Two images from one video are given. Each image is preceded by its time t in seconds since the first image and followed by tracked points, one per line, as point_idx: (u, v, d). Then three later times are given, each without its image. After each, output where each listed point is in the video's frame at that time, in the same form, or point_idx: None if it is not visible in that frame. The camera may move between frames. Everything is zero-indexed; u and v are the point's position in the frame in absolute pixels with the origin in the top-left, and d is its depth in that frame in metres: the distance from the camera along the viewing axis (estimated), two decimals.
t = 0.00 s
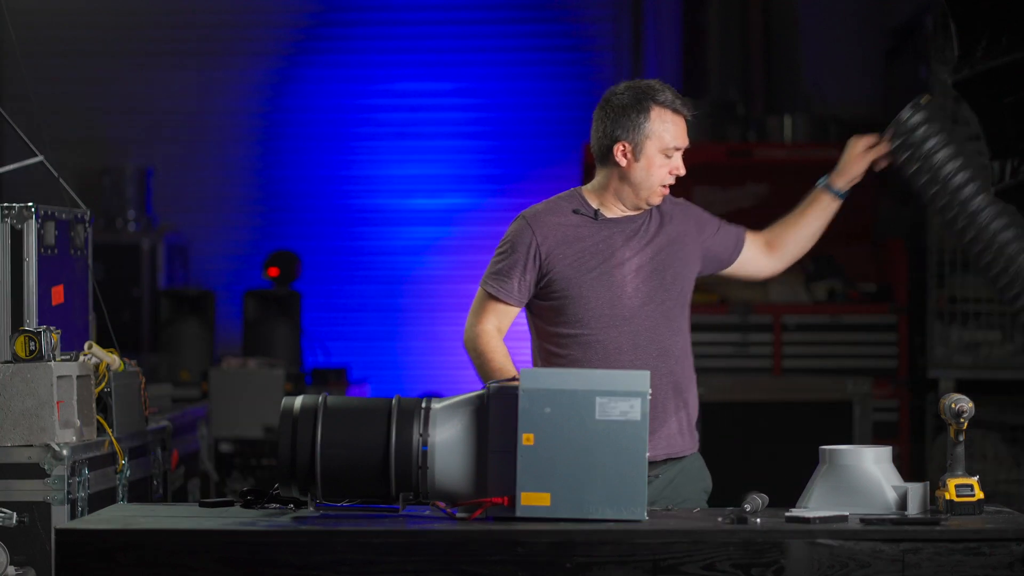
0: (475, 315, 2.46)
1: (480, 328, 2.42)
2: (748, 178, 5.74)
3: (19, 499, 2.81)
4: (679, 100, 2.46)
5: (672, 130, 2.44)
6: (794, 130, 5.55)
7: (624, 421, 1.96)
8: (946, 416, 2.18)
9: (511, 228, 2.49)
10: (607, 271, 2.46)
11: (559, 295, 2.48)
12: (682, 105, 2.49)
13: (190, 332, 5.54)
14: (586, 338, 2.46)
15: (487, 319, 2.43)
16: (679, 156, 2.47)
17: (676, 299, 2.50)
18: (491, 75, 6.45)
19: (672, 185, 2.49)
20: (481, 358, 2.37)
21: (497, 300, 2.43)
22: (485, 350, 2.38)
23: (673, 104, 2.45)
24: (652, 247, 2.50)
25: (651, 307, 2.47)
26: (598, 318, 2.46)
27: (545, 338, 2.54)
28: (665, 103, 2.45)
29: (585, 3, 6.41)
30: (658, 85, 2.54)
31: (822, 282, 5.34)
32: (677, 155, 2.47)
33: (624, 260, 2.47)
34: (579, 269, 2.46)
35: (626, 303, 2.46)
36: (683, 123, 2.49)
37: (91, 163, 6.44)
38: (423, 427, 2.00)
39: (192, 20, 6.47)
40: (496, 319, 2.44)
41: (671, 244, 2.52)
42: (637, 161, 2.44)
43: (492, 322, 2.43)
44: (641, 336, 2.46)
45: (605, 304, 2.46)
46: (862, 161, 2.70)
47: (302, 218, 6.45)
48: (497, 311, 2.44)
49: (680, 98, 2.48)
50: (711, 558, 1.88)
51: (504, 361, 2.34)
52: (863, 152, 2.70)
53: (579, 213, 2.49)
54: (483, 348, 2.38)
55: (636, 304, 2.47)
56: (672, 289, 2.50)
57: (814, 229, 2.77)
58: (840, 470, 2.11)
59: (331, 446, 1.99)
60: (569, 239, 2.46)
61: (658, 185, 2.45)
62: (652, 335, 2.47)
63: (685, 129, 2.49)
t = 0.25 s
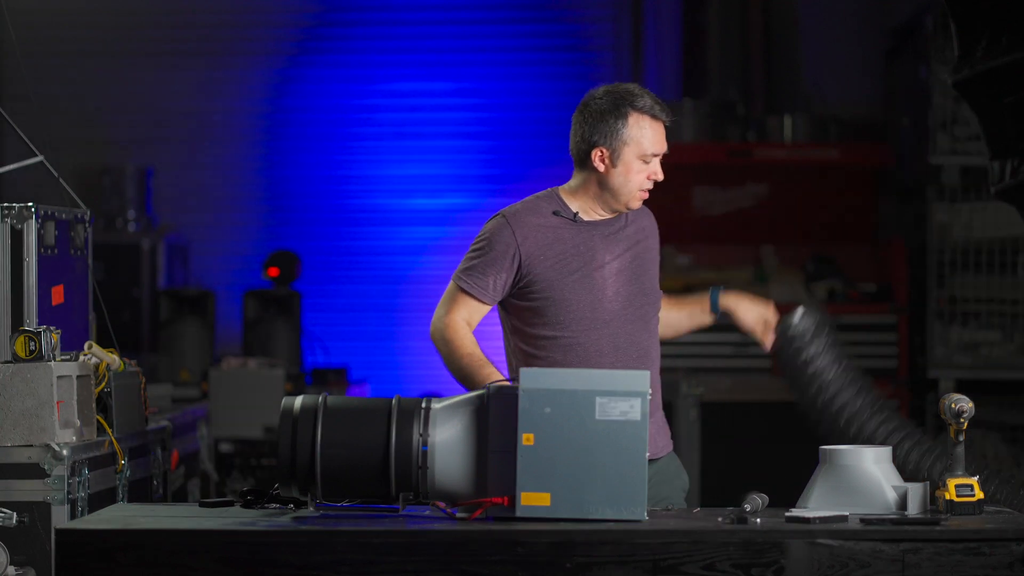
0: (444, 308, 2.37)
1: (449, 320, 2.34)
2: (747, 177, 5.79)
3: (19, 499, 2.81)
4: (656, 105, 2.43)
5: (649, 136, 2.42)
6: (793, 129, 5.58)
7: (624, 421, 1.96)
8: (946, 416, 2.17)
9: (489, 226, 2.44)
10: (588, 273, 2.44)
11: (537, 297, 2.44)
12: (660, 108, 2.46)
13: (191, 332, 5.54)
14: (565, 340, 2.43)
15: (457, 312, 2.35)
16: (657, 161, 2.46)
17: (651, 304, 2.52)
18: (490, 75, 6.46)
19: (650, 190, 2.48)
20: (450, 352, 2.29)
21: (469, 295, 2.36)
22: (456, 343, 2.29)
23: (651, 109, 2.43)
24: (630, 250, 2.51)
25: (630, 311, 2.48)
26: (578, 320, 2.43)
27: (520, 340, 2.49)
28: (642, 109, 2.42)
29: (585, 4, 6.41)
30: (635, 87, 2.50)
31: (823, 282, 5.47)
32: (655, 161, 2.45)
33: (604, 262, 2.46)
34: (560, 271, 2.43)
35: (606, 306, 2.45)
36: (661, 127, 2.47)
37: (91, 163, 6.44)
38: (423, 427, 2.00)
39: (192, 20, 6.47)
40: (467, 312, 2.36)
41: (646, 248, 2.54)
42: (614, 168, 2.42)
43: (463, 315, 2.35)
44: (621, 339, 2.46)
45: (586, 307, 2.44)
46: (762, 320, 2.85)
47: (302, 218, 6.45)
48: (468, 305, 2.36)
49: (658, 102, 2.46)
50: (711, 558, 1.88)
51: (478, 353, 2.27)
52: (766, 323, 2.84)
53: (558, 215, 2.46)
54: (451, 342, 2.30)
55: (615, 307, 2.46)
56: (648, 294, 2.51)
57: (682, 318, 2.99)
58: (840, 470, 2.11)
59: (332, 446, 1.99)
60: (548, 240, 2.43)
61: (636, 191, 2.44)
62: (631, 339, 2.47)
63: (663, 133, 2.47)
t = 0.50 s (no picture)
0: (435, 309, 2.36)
1: (441, 318, 2.32)
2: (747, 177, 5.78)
3: (19, 499, 2.81)
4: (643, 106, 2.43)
5: (637, 137, 2.42)
6: (794, 130, 5.56)
7: (624, 421, 1.96)
8: (946, 416, 2.17)
9: (478, 225, 2.43)
10: (576, 272, 2.44)
11: (524, 296, 2.44)
12: (647, 109, 2.46)
13: (191, 333, 5.54)
14: (553, 339, 2.43)
15: (450, 311, 2.34)
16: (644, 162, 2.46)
17: (638, 304, 2.53)
18: (490, 75, 6.46)
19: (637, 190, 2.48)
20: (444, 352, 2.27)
21: (462, 295, 2.36)
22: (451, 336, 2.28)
23: (638, 110, 2.42)
24: (618, 251, 2.51)
25: (617, 311, 2.48)
26: (566, 319, 2.43)
27: (506, 339, 2.48)
28: (630, 110, 2.42)
29: (585, 4, 6.41)
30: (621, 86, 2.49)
31: (823, 282, 5.42)
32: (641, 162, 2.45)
33: (592, 262, 2.46)
34: (549, 270, 2.43)
35: (594, 306, 2.45)
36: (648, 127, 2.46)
37: (91, 163, 6.44)
38: (423, 427, 2.01)
39: (192, 20, 6.47)
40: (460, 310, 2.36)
41: (633, 250, 2.54)
42: (601, 168, 2.42)
43: (455, 314, 2.35)
44: (608, 338, 2.46)
45: (574, 306, 2.44)
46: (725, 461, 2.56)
47: (301, 218, 6.44)
48: (460, 304, 2.36)
49: (646, 103, 2.45)
50: (711, 558, 1.88)
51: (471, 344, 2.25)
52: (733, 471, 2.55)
53: (547, 214, 2.46)
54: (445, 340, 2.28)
55: (602, 307, 2.47)
56: (635, 294, 2.52)
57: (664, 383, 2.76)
58: (839, 470, 2.11)
59: (332, 446, 1.99)
60: (537, 240, 2.43)
61: (623, 191, 2.45)
62: (618, 338, 2.48)
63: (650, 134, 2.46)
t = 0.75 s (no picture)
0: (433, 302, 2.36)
1: (438, 311, 2.32)
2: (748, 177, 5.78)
3: (19, 499, 2.81)
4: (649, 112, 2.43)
5: (641, 142, 2.41)
6: (794, 130, 5.56)
7: (624, 421, 1.96)
8: (946, 416, 2.17)
9: (481, 220, 2.44)
10: (575, 273, 2.44)
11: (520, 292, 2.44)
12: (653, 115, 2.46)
13: (191, 333, 5.54)
14: (544, 337, 2.43)
15: (449, 306, 2.35)
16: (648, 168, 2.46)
17: (636, 310, 2.52)
18: (490, 75, 6.46)
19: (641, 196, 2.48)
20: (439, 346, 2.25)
21: (460, 290, 2.36)
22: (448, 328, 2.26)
23: (644, 116, 2.42)
24: (620, 255, 2.50)
25: (613, 314, 2.48)
26: (560, 319, 2.43)
27: (500, 334, 2.49)
28: (636, 115, 2.42)
29: (585, 3, 6.41)
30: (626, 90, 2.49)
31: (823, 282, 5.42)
32: (647, 167, 2.44)
33: (592, 265, 2.46)
34: (547, 269, 2.43)
35: (590, 308, 2.45)
36: (653, 133, 2.46)
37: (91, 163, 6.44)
38: (423, 427, 2.01)
39: (193, 20, 6.47)
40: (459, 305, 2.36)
41: (636, 256, 2.53)
42: (606, 172, 2.42)
43: (453, 308, 2.35)
44: (601, 341, 2.46)
45: (569, 307, 2.44)
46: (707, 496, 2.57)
47: (301, 218, 6.44)
48: (459, 299, 2.36)
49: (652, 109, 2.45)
50: (711, 558, 1.88)
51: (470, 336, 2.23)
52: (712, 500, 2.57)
53: (549, 214, 2.46)
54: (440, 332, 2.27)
55: (599, 310, 2.46)
56: (634, 301, 2.51)
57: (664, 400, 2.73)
58: (839, 470, 2.11)
59: (332, 446, 1.99)
60: (538, 238, 2.43)
61: (627, 196, 2.44)
62: (613, 342, 2.47)
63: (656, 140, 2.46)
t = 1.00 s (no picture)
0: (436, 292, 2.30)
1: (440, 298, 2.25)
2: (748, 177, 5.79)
3: (19, 499, 2.81)
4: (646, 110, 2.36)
5: (633, 139, 2.34)
6: (794, 130, 5.55)
7: (625, 421, 1.96)
8: (946, 416, 2.17)
9: (483, 217, 2.44)
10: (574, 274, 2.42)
11: (519, 292, 2.43)
12: (655, 115, 2.38)
13: (191, 333, 5.54)
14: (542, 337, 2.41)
15: (451, 295, 2.28)
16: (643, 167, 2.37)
17: (637, 313, 2.50)
18: (490, 76, 6.46)
19: (637, 197, 2.39)
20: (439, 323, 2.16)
21: (463, 281, 2.31)
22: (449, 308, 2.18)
23: (640, 113, 2.35)
24: (623, 257, 2.47)
25: (612, 317, 2.46)
26: (558, 319, 2.41)
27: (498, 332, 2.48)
28: (631, 112, 2.36)
29: (585, 3, 6.41)
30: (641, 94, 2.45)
31: (823, 282, 5.43)
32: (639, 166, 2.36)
33: (592, 266, 2.44)
34: (547, 269, 2.42)
35: (589, 309, 2.43)
36: (655, 134, 2.38)
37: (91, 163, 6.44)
38: (423, 427, 2.01)
39: (193, 20, 6.48)
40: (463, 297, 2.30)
41: (639, 260, 2.50)
42: (595, 166, 2.37)
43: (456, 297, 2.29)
44: (598, 343, 2.44)
45: (568, 307, 2.42)
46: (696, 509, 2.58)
47: (301, 218, 6.44)
48: (462, 291, 2.30)
49: (654, 108, 2.38)
50: (711, 558, 1.88)
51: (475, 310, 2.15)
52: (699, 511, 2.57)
53: (551, 214, 2.44)
54: (439, 311, 2.18)
55: (597, 311, 2.44)
56: (636, 303, 2.49)
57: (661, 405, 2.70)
58: (839, 470, 2.11)
59: (331, 446, 1.99)
60: (539, 238, 2.42)
61: (615, 193, 2.37)
62: (610, 344, 2.45)
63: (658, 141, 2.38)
